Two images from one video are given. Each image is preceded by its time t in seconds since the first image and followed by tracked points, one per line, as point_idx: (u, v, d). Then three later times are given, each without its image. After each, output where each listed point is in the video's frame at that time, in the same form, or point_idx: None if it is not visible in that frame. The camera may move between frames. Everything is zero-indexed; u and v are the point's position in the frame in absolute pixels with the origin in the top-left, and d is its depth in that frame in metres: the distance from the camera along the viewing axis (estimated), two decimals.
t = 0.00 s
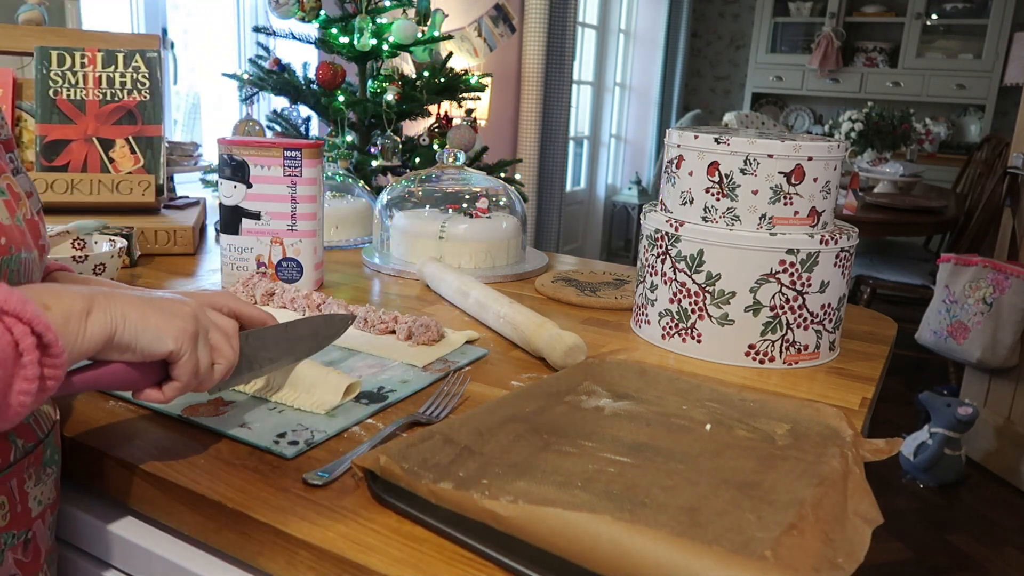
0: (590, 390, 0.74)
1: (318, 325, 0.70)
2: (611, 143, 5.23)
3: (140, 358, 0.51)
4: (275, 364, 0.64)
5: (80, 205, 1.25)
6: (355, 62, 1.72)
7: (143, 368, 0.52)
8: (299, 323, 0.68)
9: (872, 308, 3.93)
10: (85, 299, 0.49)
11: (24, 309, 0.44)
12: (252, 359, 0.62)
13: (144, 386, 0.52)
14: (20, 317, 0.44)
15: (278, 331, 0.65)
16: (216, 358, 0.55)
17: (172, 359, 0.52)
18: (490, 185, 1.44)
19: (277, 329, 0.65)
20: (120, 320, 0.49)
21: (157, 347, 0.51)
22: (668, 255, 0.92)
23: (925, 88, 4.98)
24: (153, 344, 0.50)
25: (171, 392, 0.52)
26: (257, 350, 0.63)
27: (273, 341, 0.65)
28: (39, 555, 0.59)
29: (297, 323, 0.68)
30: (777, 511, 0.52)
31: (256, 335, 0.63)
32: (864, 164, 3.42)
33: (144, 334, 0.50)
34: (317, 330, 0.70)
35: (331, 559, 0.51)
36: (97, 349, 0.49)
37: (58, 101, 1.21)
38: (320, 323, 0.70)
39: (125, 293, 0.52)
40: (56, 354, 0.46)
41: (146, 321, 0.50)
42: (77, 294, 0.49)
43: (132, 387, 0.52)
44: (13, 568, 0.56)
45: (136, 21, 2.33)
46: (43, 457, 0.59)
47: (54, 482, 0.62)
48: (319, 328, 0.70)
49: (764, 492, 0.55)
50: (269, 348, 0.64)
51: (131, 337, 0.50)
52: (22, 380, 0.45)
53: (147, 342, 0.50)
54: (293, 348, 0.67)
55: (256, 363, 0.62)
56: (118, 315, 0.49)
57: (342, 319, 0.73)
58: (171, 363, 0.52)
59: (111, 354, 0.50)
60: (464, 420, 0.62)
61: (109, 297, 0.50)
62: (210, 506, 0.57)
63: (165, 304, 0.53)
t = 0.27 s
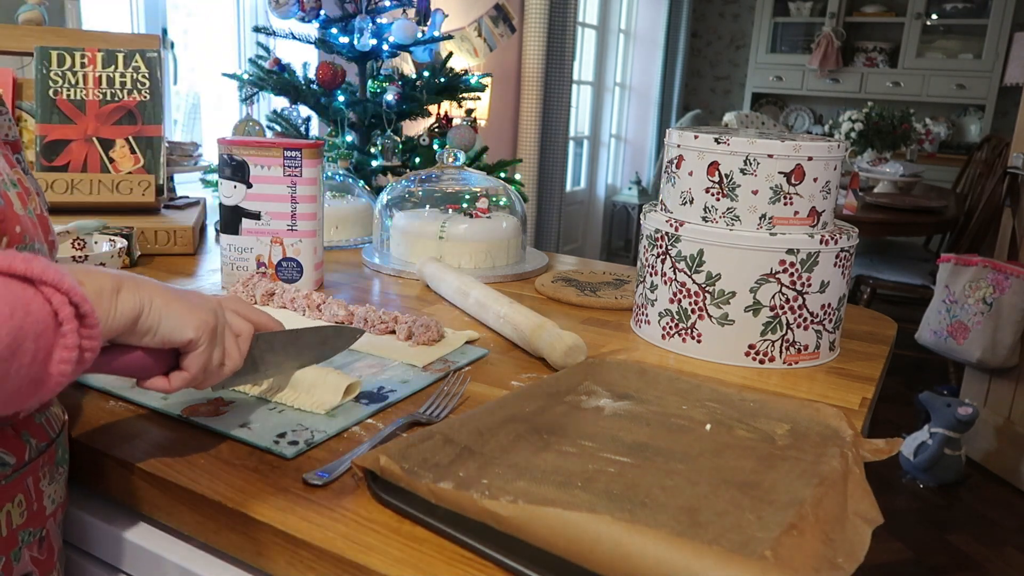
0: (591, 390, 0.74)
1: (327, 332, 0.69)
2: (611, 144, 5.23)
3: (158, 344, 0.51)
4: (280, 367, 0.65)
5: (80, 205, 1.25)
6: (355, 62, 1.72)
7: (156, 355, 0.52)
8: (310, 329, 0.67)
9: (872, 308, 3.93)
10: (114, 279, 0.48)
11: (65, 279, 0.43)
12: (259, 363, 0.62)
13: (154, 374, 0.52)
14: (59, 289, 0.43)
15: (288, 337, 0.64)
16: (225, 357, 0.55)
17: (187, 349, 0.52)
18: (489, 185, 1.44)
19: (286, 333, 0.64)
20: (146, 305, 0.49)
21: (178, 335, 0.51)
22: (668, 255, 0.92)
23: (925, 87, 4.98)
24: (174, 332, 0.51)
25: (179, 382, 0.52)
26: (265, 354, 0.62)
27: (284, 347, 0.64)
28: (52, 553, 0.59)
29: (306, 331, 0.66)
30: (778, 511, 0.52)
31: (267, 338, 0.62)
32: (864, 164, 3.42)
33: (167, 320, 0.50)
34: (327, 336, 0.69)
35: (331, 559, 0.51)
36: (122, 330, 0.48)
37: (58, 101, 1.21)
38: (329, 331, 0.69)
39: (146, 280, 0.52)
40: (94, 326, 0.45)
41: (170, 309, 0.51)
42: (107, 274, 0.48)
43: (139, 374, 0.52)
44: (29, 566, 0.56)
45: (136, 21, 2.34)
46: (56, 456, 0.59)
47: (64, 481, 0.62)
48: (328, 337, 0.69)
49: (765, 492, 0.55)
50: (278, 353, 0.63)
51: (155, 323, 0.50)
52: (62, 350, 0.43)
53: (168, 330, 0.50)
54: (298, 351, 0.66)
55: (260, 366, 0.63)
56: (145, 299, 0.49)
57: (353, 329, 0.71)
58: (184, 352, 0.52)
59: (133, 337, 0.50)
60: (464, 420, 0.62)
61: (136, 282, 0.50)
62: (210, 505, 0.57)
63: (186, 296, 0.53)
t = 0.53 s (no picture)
0: (591, 390, 0.74)
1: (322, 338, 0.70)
2: (611, 144, 5.23)
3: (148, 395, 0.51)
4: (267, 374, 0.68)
5: (80, 205, 1.25)
6: (355, 62, 1.72)
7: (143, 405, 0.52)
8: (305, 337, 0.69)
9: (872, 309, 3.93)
10: (119, 321, 0.49)
11: (72, 298, 0.44)
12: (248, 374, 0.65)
13: (134, 425, 0.52)
14: (68, 305, 0.44)
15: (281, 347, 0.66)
16: (207, 415, 0.55)
17: (173, 404, 0.53)
18: (489, 185, 1.44)
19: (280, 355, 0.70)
20: (145, 353, 0.50)
21: (167, 388, 0.51)
22: (668, 255, 0.92)
23: (924, 87, 4.98)
24: (166, 384, 0.51)
25: (157, 435, 0.53)
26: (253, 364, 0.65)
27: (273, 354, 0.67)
28: (45, 545, 0.60)
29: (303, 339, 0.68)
30: (778, 510, 0.52)
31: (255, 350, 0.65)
32: (864, 164, 3.42)
33: (162, 372, 0.51)
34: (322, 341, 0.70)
35: (331, 559, 0.51)
36: (117, 373, 0.48)
37: (58, 101, 1.22)
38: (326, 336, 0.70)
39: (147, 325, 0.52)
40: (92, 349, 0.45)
41: (168, 361, 0.51)
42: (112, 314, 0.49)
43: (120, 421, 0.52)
44: (21, 556, 0.57)
45: (136, 21, 2.34)
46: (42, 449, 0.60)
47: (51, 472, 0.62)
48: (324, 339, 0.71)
49: (765, 492, 0.55)
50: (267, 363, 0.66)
51: (149, 373, 0.50)
52: (57, 366, 0.44)
53: (161, 381, 0.51)
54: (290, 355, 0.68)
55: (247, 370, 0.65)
56: (146, 346, 0.50)
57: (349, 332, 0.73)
58: (169, 405, 0.53)
59: (123, 384, 0.49)
60: (464, 420, 0.62)
61: (137, 327, 0.50)
62: (210, 505, 0.57)
63: (184, 348, 0.54)
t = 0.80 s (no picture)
0: (590, 390, 0.74)
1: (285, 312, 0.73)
2: (611, 144, 5.23)
3: (109, 342, 0.54)
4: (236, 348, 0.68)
5: (80, 204, 1.25)
6: (355, 62, 1.72)
7: (105, 351, 0.54)
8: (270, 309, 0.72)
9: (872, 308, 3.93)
10: (66, 274, 0.51)
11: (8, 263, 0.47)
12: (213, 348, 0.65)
13: (100, 368, 0.55)
14: (5, 272, 0.47)
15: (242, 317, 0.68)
16: (174, 354, 0.57)
17: (136, 347, 0.55)
18: (489, 185, 1.44)
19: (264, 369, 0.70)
20: (98, 301, 0.52)
21: (127, 332, 0.53)
22: (668, 255, 0.92)
23: (925, 87, 4.98)
24: (124, 329, 0.53)
25: (123, 376, 0.55)
26: (219, 338, 0.66)
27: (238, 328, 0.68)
28: (7, 540, 0.60)
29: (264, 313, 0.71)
30: (778, 510, 0.52)
31: (221, 323, 0.66)
32: (864, 164, 3.42)
33: (119, 318, 0.53)
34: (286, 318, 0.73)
35: (331, 559, 0.51)
36: (73, 323, 0.51)
37: (58, 101, 1.22)
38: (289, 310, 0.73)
39: (104, 275, 0.55)
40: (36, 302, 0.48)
41: (122, 305, 0.53)
42: (61, 268, 0.52)
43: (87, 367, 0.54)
44: None
45: (136, 22, 2.34)
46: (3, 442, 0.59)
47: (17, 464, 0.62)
48: (288, 315, 0.74)
49: (765, 492, 0.55)
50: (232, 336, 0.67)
51: (106, 320, 0.52)
52: (5, 332, 0.47)
53: (118, 327, 0.53)
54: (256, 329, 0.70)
55: (216, 350, 0.66)
56: (98, 293, 0.52)
57: (313, 306, 0.77)
58: (133, 350, 0.55)
59: (84, 332, 0.52)
60: (464, 420, 0.62)
61: (89, 278, 0.53)
62: (211, 505, 0.57)
63: (140, 291, 0.55)
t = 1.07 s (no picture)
0: (590, 390, 0.74)
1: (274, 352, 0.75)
2: (611, 144, 5.23)
3: (96, 373, 0.53)
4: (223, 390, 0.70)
5: (80, 204, 1.25)
6: (355, 62, 1.72)
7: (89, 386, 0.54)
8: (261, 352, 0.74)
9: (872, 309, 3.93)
10: (70, 298, 0.52)
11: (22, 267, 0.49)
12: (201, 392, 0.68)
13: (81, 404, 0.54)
14: (16, 273, 0.48)
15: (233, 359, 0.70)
16: (155, 402, 0.57)
17: (121, 384, 0.54)
18: (489, 185, 1.44)
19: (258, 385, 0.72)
20: (93, 329, 0.53)
21: (117, 363, 0.53)
22: (668, 255, 0.92)
23: (925, 87, 4.98)
24: (114, 362, 0.53)
25: (102, 416, 0.54)
26: (207, 380, 0.68)
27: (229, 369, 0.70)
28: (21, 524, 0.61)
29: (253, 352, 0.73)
30: (778, 510, 0.52)
31: (210, 365, 0.68)
32: (864, 164, 3.42)
33: (111, 350, 0.53)
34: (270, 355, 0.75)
35: (331, 559, 0.51)
36: (65, 345, 0.51)
37: (58, 101, 1.22)
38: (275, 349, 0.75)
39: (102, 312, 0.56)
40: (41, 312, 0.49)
41: (116, 339, 0.54)
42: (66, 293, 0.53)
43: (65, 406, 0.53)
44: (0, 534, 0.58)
45: (136, 22, 2.33)
46: (17, 428, 0.60)
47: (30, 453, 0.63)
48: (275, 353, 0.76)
49: (765, 492, 0.55)
50: (219, 377, 0.69)
51: (97, 349, 0.53)
52: (7, 329, 0.47)
53: (107, 358, 0.53)
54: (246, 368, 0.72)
55: (203, 393, 0.68)
56: (95, 321, 0.53)
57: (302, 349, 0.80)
58: (116, 385, 0.54)
59: (72, 359, 0.52)
60: (463, 420, 0.62)
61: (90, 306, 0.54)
62: (210, 505, 0.57)
63: (136, 332, 0.56)
